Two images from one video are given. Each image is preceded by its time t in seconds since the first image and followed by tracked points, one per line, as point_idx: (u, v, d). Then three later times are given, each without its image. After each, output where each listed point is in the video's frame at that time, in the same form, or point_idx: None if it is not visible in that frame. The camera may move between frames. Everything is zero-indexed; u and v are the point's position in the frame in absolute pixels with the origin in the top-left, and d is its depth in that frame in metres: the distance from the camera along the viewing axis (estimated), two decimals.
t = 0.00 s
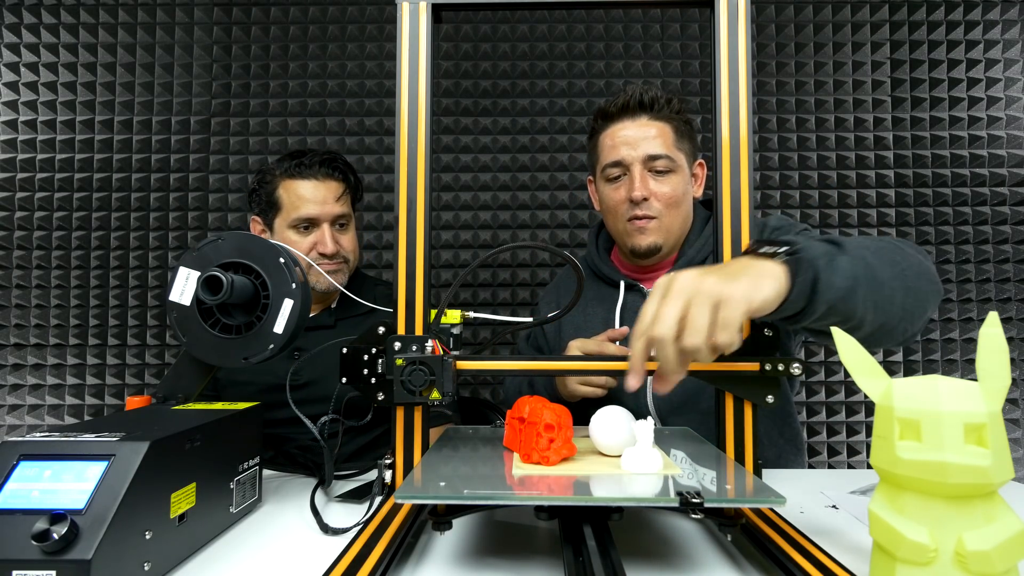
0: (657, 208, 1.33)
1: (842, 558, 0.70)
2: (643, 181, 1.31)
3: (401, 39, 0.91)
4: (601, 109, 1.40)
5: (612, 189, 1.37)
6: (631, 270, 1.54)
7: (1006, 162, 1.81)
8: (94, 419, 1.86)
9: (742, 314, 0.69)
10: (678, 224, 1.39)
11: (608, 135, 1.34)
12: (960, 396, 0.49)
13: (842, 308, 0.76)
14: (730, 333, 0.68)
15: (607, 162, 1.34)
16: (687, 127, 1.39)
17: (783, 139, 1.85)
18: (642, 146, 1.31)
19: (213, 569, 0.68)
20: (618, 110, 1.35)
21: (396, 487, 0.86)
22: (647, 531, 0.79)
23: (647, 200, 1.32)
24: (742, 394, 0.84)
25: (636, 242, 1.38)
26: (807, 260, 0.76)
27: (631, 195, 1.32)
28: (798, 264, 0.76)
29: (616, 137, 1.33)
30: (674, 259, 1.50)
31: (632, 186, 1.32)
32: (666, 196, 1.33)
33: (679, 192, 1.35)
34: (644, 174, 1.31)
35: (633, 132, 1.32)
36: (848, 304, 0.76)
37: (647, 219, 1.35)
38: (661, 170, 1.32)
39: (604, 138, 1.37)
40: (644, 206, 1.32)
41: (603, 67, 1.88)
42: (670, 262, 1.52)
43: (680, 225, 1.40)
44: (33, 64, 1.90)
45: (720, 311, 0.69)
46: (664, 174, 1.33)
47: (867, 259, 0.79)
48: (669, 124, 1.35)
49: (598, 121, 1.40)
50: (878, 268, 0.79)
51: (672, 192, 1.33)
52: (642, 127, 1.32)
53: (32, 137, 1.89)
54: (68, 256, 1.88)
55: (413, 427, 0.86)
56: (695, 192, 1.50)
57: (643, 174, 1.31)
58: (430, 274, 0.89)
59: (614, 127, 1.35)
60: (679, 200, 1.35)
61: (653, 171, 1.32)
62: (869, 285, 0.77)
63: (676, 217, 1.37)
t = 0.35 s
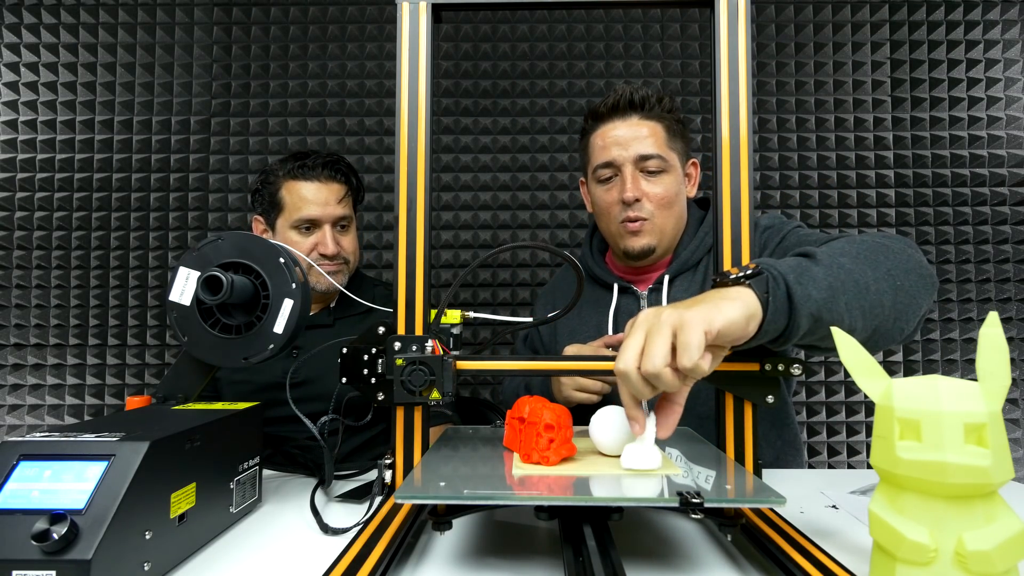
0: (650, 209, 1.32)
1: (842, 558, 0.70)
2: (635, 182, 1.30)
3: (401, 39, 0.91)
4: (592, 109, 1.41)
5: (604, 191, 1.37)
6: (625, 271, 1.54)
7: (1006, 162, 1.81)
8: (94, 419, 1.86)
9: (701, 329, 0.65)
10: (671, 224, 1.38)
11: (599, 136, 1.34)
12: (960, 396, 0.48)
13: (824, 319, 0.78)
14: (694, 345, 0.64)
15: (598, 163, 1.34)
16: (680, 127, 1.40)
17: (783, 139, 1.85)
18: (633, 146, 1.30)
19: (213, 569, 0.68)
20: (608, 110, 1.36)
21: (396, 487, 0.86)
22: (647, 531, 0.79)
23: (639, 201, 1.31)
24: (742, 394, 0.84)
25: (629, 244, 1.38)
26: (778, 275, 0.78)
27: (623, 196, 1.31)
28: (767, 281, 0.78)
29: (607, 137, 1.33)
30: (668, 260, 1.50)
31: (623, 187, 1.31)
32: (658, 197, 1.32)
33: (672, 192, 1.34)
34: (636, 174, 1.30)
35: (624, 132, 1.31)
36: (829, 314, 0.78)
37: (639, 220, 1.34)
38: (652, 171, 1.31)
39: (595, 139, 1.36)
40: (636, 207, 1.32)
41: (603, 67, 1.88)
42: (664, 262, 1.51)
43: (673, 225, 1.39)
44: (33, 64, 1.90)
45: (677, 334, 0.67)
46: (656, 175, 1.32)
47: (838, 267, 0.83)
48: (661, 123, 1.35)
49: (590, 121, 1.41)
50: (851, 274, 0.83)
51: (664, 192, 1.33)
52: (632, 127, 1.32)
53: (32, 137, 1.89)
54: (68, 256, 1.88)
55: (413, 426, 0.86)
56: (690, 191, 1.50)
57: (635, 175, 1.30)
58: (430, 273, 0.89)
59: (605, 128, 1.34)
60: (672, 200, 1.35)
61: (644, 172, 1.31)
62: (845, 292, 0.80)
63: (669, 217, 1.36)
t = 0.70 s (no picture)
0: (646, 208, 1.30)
1: (842, 558, 0.70)
2: (628, 182, 1.29)
3: (401, 39, 0.91)
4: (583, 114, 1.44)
5: (598, 192, 1.36)
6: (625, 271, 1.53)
7: (1006, 162, 1.81)
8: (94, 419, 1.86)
9: (735, 221, 0.68)
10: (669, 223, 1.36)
11: (590, 139, 1.34)
12: (960, 397, 0.48)
13: (850, 282, 0.76)
14: (723, 230, 0.67)
15: (591, 165, 1.34)
16: (671, 125, 1.41)
17: (783, 139, 1.86)
18: (624, 147, 1.29)
19: (212, 569, 0.68)
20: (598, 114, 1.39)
21: (396, 487, 0.86)
22: (647, 531, 0.79)
23: (634, 200, 1.30)
24: (742, 394, 0.84)
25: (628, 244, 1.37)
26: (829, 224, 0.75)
27: (618, 197, 1.30)
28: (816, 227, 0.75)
29: (598, 139, 1.33)
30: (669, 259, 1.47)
31: (617, 188, 1.30)
32: (654, 196, 1.30)
33: (667, 189, 1.32)
34: (629, 174, 1.29)
35: (614, 134, 1.31)
36: (854, 280, 0.76)
37: (635, 219, 1.33)
38: (646, 169, 1.30)
39: (588, 141, 1.36)
40: (631, 206, 1.30)
41: (604, 67, 1.88)
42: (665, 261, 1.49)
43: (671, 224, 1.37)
44: (33, 64, 1.90)
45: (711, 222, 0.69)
46: (650, 174, 1.31)
47: (881, 245, 0.79)
48: (651, 122, 1.36)
49: (582, 126, 1.45)
50: (889, 256, 0.79)
51: (659, 190, 1.31)
52: (623, 128, 1.32)
53: (32, 137, 1.89)
54: (68, 256, 1.88)
55: (413, 426, 0.86)
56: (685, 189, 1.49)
57: (628, 175, 1.29)
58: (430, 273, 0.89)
59: (596, 131, 1.35)
60: (668, 198, 1.33)
61: (637, 171, 1.30)
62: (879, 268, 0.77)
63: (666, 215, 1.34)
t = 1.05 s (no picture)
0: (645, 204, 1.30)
1: (842, 558, 0.70)
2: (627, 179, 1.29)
3: (401, 39, 0.91)
4: (580, 115, 1.45)
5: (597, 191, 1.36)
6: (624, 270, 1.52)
7: (1006, 162, 1.81)
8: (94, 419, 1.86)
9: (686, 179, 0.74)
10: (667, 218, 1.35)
11: (588, 138, 1.34)
12: (960, 397, 0.48)
13: (835, 272, 0.76)
14: (671, 175, 0.73)
15: (588, 164, 1.33)
16: (667, 125, 1.41)
17: (783, 139, 1.86)
18: (621, 144, 1.29)
19: (212, 569, 0.68)
20: (594, 114, 1.40)
21: (396, 487, 0.86)
22: (647, 531, 0.79)
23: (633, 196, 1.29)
24: (742, 394, 0.84)
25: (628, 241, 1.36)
26: (803, 216, 0.78)
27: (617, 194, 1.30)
28: (791, 218, 0.78)
29: (595, 138, 1.33)
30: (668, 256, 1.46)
31: (616, 185, 1.30)
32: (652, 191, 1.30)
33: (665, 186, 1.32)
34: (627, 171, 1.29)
35: (612, 132, 1.31)
36: (839, 269, 0.76)
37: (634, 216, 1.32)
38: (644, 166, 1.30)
39: (587, 141, 1.36)
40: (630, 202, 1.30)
41: (604, 67, 1.88)
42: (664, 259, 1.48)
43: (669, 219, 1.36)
44: (33, 64, 1.89)
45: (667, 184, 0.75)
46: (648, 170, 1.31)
47: (867, 236, 0.79)
48: (647, 121, 1.36)
49: (579, 126, 1.46)
50: (877, 246, 0.78)
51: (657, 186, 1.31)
52: (620, 127, 1.32)
53: (32, 137, 1.89)
54: (68, 256, 1.88)
55: (413, 426, 0.86)
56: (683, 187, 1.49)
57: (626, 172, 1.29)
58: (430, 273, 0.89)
59: (593, 130, 1.35)
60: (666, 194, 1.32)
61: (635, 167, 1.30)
62: (866, 257, 0.77)
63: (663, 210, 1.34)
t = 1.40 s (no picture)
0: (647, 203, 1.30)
1: (842, 558, 0.70)
2: (629, 178, 1.29)
3: (401, 39, 0.91)
4: (585, 113, 1.44)
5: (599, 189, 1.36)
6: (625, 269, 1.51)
7: (1006, 162, 1.81)
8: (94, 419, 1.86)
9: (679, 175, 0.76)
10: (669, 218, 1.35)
11: (592, 136, 1.34)
12: (960, 396, 0.48)
13: (845, 264, 0.76)
14: (666, 176, 0.74)
15: (591, 162, 1.34)
16: (671, 125, 1.41)
17: (783, 139, 1.86)
18: (625, 143, 1.29)
19: (212, 569, 0.68)
20: (598, 112, 1.39)
21: (396, 487, 0.86)
22: (647, 531, 0.79)
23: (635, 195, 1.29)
24: (742, 394, 0.84)
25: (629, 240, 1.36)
26: (805, 213, 0.79)
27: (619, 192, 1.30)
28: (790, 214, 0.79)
29: (599, 137, 1.33)
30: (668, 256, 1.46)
31: (618, 183, 1.30)
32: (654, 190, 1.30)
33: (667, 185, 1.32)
34: (630, 170, 1.29)
35: (616, 131, 1.31)
36: (846, 263, 0.76)
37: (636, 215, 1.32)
38: (646, 165, 1.30)
39: (590, 139, 1.36)
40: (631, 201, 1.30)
41: (603, 67, 1.88)
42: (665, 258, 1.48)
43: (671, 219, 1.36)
44: (33, 64, 1.89)
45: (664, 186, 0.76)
46: (651, 169, 1.31)
47: (869, 230, 0.79)
48: (651, 121, 1.35)
49: (583, 125, 1.46)
50: (882, 240, 0.79)
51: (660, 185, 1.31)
52: (624, 126, 1.32)
53: (32, 137, 1.89)
54: (68, 256, 1.88)
55: (413, 426, 0.86)
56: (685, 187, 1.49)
57: (629, 170, 1.30)
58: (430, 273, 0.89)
59: (597, 129, 1.35)
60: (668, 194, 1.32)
61: (638, 167, 1.30)
62: (872, 250, 0.77)
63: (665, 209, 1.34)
